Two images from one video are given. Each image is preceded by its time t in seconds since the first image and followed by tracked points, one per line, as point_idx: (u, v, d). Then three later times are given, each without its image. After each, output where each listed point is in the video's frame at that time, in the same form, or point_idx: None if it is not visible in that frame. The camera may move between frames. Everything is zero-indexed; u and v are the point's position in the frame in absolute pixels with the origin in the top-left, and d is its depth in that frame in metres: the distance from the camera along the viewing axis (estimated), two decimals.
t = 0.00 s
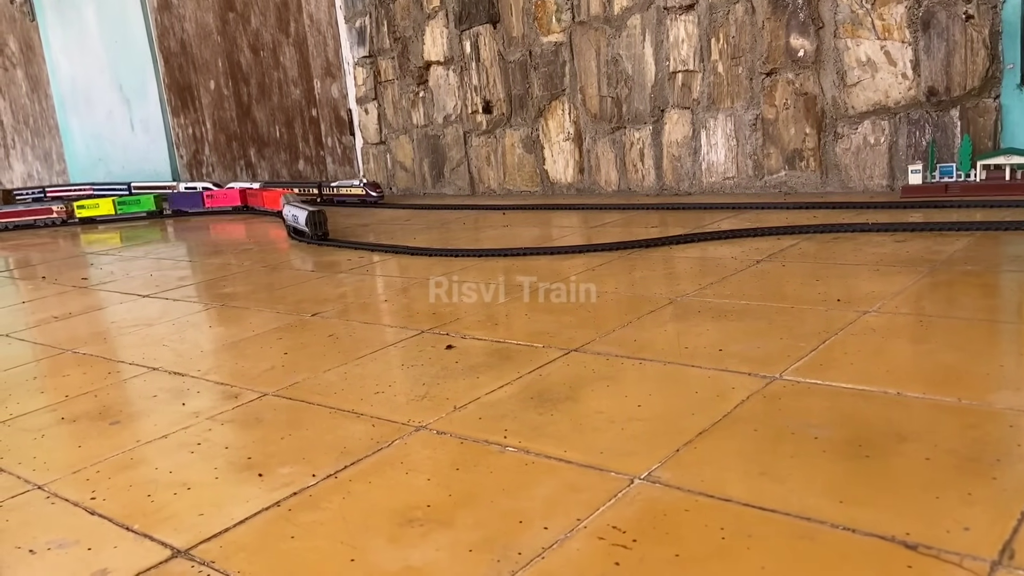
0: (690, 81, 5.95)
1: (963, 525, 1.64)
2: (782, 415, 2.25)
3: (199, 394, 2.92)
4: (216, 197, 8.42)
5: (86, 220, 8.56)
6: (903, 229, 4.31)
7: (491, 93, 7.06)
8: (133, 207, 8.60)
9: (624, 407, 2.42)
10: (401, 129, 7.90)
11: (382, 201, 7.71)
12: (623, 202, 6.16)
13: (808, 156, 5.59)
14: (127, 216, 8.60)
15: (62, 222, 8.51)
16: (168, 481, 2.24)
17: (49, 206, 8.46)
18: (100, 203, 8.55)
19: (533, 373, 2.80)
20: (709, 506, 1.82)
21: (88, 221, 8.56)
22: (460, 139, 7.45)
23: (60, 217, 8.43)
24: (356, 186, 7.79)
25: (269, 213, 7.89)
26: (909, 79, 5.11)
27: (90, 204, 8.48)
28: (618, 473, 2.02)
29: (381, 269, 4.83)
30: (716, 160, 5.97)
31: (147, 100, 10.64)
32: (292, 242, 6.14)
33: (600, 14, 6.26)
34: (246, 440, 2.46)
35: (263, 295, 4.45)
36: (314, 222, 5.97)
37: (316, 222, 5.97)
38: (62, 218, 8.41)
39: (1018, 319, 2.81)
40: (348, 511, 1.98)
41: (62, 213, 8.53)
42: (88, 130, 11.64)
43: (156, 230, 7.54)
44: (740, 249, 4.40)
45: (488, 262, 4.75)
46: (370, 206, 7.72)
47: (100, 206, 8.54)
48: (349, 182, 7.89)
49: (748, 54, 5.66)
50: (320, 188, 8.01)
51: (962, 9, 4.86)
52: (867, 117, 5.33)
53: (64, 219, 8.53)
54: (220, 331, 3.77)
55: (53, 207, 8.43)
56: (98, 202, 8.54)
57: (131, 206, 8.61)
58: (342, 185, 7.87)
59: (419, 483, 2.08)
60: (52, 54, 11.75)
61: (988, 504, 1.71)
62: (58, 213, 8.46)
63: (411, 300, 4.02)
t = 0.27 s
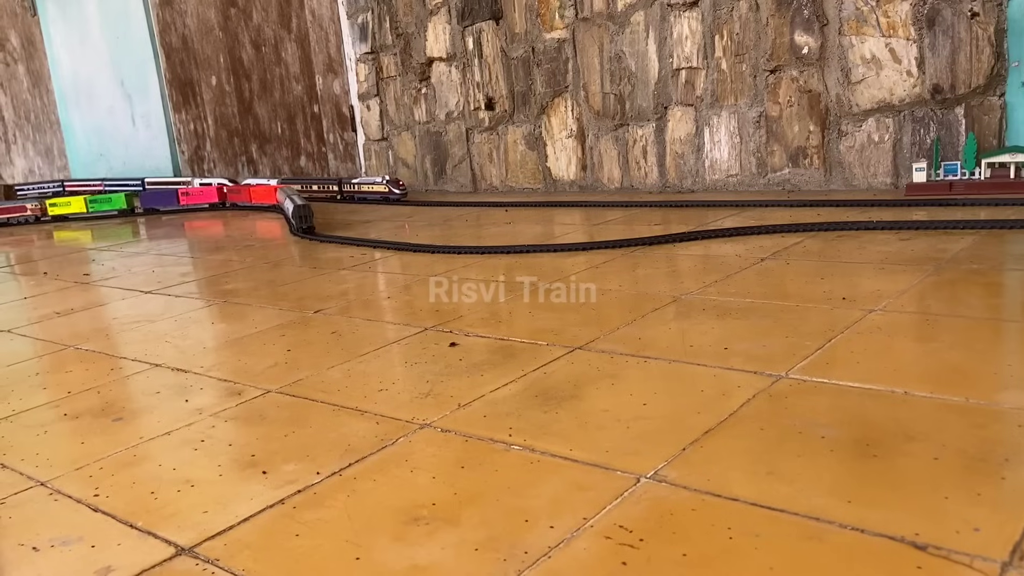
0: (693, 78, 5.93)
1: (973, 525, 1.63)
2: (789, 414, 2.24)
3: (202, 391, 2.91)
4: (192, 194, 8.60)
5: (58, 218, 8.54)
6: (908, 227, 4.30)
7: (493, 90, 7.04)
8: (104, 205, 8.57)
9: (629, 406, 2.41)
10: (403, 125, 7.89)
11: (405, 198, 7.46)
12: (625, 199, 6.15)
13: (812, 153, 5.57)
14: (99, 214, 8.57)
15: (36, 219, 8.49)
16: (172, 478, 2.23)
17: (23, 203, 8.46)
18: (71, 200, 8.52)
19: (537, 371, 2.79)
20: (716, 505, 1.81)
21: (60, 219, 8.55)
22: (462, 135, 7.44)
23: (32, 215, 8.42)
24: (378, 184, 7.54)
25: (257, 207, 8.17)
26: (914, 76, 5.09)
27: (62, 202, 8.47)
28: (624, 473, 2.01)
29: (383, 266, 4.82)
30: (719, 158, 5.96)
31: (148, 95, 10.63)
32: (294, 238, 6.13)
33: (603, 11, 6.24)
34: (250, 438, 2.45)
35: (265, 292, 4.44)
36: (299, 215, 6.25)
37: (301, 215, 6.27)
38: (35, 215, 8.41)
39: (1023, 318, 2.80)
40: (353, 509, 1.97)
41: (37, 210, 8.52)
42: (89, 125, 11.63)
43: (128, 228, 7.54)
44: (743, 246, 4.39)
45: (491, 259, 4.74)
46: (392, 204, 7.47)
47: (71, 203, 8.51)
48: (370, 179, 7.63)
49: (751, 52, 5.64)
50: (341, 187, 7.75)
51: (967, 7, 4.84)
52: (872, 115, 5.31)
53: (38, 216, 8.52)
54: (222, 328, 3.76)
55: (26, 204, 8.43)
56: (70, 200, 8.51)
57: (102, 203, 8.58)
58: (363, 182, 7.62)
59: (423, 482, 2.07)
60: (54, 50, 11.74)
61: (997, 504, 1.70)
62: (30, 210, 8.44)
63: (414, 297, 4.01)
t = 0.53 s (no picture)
0: (696, 75, 5.92)
1: (978, 524, 1.63)
2: (793, 412, 2.23)
3: (204, 387, 2.91)
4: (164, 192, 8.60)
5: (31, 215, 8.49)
6: (911, 225, 4.29)
7: (496, 86, 7.03)
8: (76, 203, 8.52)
9: (632, 403, 2.41)
10: (405, 121, 7.88)
11: (429, 196, 7.23)
12: (627, 196, 6.14)
13: (814, 151, 5.56)
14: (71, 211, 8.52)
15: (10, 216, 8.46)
16: (174, 474, 2.23)
17: None
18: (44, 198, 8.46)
19: (539, 368, 2.79)
20: (720, 504, 1.81)
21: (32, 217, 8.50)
22: (464, 132, 7.43)
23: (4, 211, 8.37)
24: (401, 181, 7.32)
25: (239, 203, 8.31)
26: (917, 74, 5.08)
27: (34, 200, 8.41)
28: (627, 470, 2.00)
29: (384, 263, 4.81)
30: (721, 155, 5.95)
31: (150, 91, 10.62)
32: (296, 234, 6.12)
33: (606, 8, 6.22)
34: (252, 434, 2.45)
35: (267, 288, 4.43)
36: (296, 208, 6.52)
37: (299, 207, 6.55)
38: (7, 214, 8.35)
39: None
40: (356, 506, 1.97)
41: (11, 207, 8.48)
42: (90, 121, 11.62)
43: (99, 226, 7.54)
44: (746, 244, 4.38)
45: (492, 256, 4.73)
46: (415, 201, 7.24)
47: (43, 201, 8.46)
48: (392, 175, 7.41)
49: (754, 49, 5.63)
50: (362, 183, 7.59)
51: (971, 5, 4.83)
52: (874, 112, 5.30)
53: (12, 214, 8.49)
54: (224, 324, 3.76)
55: None
56: (42, 197, 8.45)
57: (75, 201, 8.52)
58: (385, 179, 7.41)
59: (426, 479, 2.06)
60: (55, 45, 11.73)
61: (1002, 504, 1.69)
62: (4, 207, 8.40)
63: (416, 294, 4.00)
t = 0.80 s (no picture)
0: (697, 72, 5.92)
1: (976, 524, 1.63)
2: (791, 411, 2.24)
3: (204, 384, 2.91)
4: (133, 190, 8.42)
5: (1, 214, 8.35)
6: (911, 224, 4.29)
7: (496, 83, 7.03)
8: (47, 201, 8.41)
9: (630, 402, 2.41)
10: (405, 118, 7.88)
11: (453, 194, 7.03)
12: (627, 194, 6.15)
13: (815, 149, 5.56)
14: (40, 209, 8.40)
15: None
16: (174, 471, 2.23)
17: None
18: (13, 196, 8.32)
19: (538, 367, 2.79)
20: (718, 502, 1.81)
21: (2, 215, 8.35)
22: (464, 129, 7.43)
23: None
24: (424, 177, 7.13)
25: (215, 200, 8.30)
26: (918, 73, 5.08)
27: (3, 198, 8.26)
28: (626, 469, 2.01)
29: (384, 260, 4.81)
30: (722, 153, 5.95)
31: (150, 87, 10.62)
32: (296, 231, 6.12)
33: (607, 5, 6.22)
34: (252, 431, 2.45)
35: (267, 285, 4.43)
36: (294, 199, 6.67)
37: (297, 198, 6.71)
38: None
39: None
40: (355, 504, 1.97)
41: None
42: (90, 116, 11.60)
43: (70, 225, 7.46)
44: (746, 243, 4.38)
45: (492, 253, 4.73)
46: (440, 198, 7.03)
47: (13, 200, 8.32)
48: (415, 172, 7.21)
49: (755, 47, 5.63)
50: (381, 181, 7.41)
51: (972, 3, 4.82)
52: (875, 111, 5.30)
53: None
54: (224, 321, 3.76)
55: None
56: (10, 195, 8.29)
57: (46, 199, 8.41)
58: (408, 175, 7.20)
59: (425, 477, 2.07)
60: (55, 41, 11.71)
61: (1000, 504, 1.70)
62: None
63: (415, 291, 4.00)
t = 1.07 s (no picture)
0: (697, 71, 5.92)
1: (974, 524, 1.64)
2: (790, 410, 2.24)
3: (203, 381, 2.91)
4: (104, 189, 8.44)
5: None
6: (911, 223, 4.29)
7: (496, 80, 7.02)
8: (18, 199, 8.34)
9: (629, 400, 2.41)
10: (405, 115, 7.87)
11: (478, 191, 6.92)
12: (627, 192, 6.15)
13: (815, 148, 5.56)
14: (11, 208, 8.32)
15: None
16: (173, 468, 2.23)
17: None
18: None
19: (538, 365, 2.79)
20: (717, 501, 1.81)
21: None
22: (464, 126, 7.42)
23: None
24: (449, 174, 7.01)
25: (189, 197, 8.55)
26: (918, 72, 5.08)
27: None
28: (625, 467, 2.01)
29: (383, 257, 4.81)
30: (722, 151, 5.95)
31: (149, 83, 10.61)
32: (295, 228, 6.12)
33: (607, 2, 6.21)
34: (251, 428, 2.45)
35: (266, 282, 4.43)
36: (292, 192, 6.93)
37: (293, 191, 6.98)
38: None
39: None
40: (354, 501, 1.97)
41: None
42: (89, 112, 11.59)
43: (42, 225, 7.31)
44: (745, 241, 4.39)
45: (492, 251, 4.73)
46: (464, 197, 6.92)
47: None
48: (438, 171, 7.08)
49: (755, 45, 5.63)
50: (404, 178, 7.27)
51: (972, 2, 4.82)
52: (875, 110, 5.30)
53: None
54: (223, 317, 3.76)
55: None
56: None
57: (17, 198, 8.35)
58: (431, 173, 7.07)
59: (423, 475, 2.07)
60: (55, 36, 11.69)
61: (998, 504, 1.70)
62: None
63: (415, 289, 4.00)
